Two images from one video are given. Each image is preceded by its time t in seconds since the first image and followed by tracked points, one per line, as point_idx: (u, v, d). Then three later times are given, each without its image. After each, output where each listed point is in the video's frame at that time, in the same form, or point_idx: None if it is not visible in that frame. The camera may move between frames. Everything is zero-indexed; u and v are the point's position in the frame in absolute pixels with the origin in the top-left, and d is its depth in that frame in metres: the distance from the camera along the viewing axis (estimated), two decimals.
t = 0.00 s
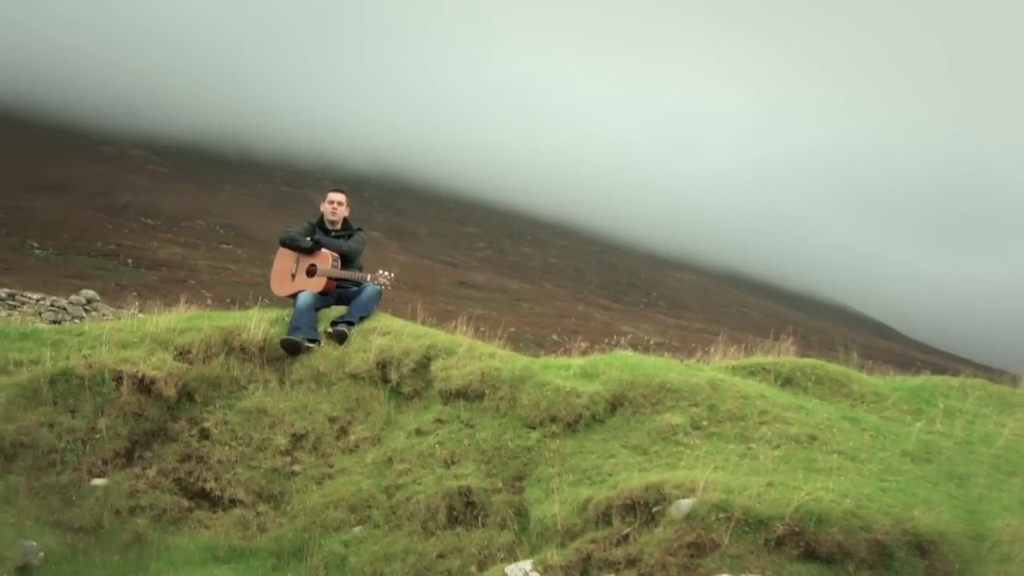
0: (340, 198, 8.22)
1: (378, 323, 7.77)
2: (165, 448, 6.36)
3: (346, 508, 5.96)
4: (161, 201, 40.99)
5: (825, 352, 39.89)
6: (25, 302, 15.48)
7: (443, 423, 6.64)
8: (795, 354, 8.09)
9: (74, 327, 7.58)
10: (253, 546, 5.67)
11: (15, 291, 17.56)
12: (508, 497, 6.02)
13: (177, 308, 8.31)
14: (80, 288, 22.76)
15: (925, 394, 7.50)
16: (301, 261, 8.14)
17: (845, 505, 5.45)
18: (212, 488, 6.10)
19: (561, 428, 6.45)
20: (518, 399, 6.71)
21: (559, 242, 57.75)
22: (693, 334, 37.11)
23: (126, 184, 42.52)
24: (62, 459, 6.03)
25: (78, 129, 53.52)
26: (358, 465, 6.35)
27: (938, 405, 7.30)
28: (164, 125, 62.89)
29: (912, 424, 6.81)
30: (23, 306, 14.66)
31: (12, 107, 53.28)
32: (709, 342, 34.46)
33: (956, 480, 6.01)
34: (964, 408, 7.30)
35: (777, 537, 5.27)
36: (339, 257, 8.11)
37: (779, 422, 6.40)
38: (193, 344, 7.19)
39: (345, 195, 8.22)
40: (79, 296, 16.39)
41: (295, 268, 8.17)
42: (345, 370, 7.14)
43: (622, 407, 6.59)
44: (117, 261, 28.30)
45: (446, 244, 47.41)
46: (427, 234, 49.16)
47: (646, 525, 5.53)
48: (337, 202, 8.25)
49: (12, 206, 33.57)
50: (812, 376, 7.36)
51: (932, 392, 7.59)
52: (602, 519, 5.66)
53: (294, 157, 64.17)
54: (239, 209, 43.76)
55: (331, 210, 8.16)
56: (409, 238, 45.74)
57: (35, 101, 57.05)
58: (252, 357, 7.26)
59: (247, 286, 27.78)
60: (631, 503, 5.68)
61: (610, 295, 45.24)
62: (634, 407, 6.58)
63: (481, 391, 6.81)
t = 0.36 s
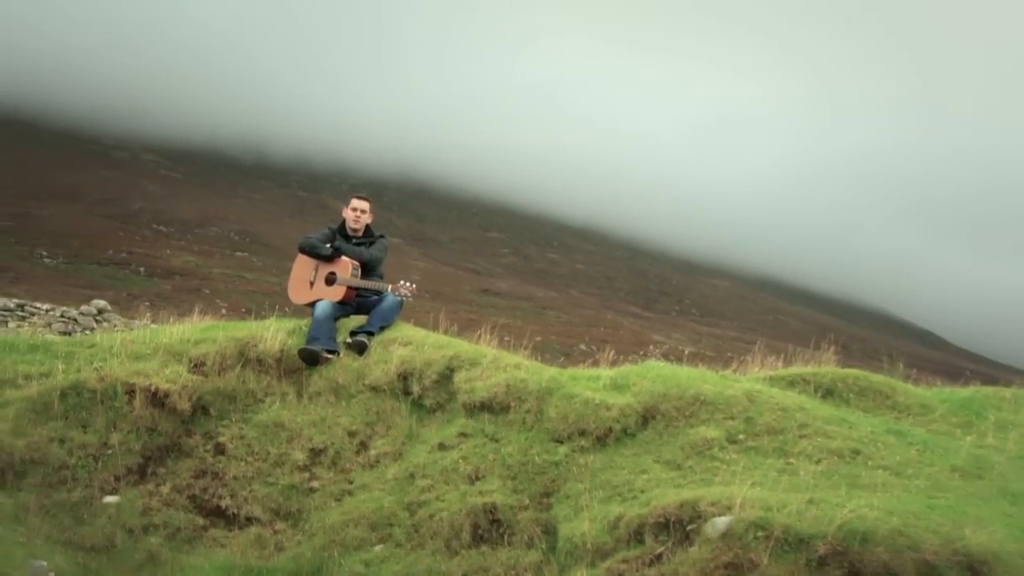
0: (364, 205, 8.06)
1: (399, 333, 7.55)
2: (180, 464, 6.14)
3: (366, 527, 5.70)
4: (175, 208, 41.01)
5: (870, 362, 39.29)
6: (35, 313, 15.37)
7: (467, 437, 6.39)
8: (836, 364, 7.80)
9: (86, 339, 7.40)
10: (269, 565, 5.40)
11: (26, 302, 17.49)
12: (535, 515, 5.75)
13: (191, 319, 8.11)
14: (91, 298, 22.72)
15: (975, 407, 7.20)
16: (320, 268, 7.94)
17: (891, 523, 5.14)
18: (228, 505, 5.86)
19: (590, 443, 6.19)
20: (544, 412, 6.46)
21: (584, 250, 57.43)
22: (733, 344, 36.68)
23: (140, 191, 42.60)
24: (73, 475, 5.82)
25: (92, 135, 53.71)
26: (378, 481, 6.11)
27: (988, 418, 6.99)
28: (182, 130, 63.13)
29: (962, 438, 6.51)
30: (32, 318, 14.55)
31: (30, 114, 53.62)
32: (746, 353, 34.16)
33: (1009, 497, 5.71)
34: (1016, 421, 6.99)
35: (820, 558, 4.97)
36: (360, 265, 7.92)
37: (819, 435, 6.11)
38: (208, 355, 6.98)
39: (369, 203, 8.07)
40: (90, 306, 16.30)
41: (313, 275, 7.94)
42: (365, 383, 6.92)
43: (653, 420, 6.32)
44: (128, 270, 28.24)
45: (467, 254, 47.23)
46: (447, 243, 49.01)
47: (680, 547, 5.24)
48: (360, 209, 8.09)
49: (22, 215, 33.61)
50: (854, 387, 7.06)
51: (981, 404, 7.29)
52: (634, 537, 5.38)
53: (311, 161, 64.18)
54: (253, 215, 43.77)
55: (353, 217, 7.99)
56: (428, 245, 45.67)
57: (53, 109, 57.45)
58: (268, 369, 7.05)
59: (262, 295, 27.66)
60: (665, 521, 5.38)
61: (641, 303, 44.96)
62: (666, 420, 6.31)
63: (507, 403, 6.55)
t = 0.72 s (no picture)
0: (385, 209, 7.92)
1: (424, 342, 7.33)
2: (199, 480, 5.94)
3: (392, 544, 5.46)
4: (191, 214, 41.06)
5: (920, 373, 38.97)
6: (48, 325, 15.29)
7: (496, 450, 6.15)
8: (883, 374, 7.51)
9: (101, 351, 7.21)
10: None
11: (41, 313, 17.39)
12: (568, 532, 5.49)
13: (208, 330, 7.91)
14: (107, 308, 22.69)
15: None
16: (342, 276, 7.74)
17: (946, 541, 4.83)
18: (248, 523, 5.64)
19: (624, 456, 5.94)
20: (575, 424, 6.21)
21: (613, 255, 57.05)
22: (773, 355, 36.21)
23: (156, 197, 42.66)
24: (89, 492, 5.63)
25: (110, 142, 53.93)
26: (403, 497, 5.87)
27: None
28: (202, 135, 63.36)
29: (1020, 452, 6.20)
30: (46, 330, 14.44)
31: (50, 121, 53.99)
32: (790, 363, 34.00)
33: None
34: None
35: None
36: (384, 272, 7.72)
37: (866, 448, 5.82)
38: (226, 367, 6.77)
39: (391, 206, 7.93)
40: (104, 317, 16.21)
41: (335, 283, 7.74)
42: (389, 395, 6.69)
43: (690, 433, 6.05)
44: (143, 278, 28.17)
45: (492, 263, 47.04)
46: (469, 249, 48.91)
47: (721, 567, 4.96)
48: (382, 213, 7.94)
49: (36, 223, 33.69)
50: (904, 399, 6.77)
51: None
52: (672, 556, 5.11)
53: (332, 164, 64.18)
54: (271, 220, 43.79)
55: (375, 221, 7.87)
56: (449, 251, 45.59)
57: (73, 116, 57.84)
58: (289, 381, 6.84)
59: (281, 303, 27.56)
60: (704, 540, 5.10)
61: (673, 311, 44.57)
62: (704, 432, 6.04)
63: (537, 415, 6.31)
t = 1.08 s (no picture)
0: (410, 212, 7.68)
1: (449, 350, 7.09)
2: (215, 494, 5.72)
3: (417, 562, 5.21)
4: (206, 218, 41.06)
5: (973, 380, 38.52)
6: (60, 333, 15.16)
7: (524, 462, 5.90)
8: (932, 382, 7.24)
9: (115, 361, 7.01)
10: None
11: (53, 321, 17.28)
12: (601, 550, 5.23)
13: (226, 338, 7.70)
14: (120, 316, 22.62)
15: None
16: (364, 282, 7.58)
17: (1003, 559, 4.52)
18: (267, 539, 5.41)
19: (660, 468, 5.67)
20: (608, 435, 5.95)
21: (645, 258, 56.62)
22: (818, 363, 35.65)
23: (170, 201, 42.67)
24: (102, 508, 5.42)
25: (126, 145, 54.06)
26: (429, 512, 5.63)
27: None
28: (223, 136, 63.49)
29: None
30: (58, 338, 14.30)
31: (70, 123, 54.30)
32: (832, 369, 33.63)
33: None
34: None
35: None
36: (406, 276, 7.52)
37: (917, 461, 5.53)
38: (244, 377, 6.56)
39: (416, 208, 7.69)
40: (117, 325, 16.09)
41: (356, 289, 7.60)
42: (413, 406, 6.45)
43: (728, 445, 5.78)
44: (157, 285, 28.13)
45: (519, 266, 46.82)
46: (495, 252, 48.81)
47: None
48: (405, 215, 7.70)
49: (47, 228, 33.71)
50: (956, 409, 6.50)
51: None
52: None
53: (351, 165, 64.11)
54: (288, 223, 43.76)
55: (399, 224, 7.65)
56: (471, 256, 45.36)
57: (93, 119, 58.15)
58: (309, 392, 6.62)
59: (299, 310, 27.43)
60: (746, 558, 4.82)
61: (710, 316, 44.16)
62: (743, 444, 5.77)
63: (566, 425, 6.07)
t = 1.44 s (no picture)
0: (419, 213, 7.44)
1: (467, 359, 6.86)
2: (223, 510, 5.50)
3: None
4: (212, 221, 40.92)
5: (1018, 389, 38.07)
6: (61, 342, 15.00)
7: (544, 476, 5.66)
8: (974, 391, 7.01)
9: (119, 371, 6.80)
10: None
11: (59, 330, 17.14)
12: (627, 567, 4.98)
13: (234, 347, 7.47)
14: (122, 324, 22.47)
15: None
16: (376, 288, 7.37)
17: None
18: (277, 557, 5.18)
19: (688, 482, 5.43)
20: (632, 447, 5.70)
21: (673, 262, 56.41)
22: (855, 372, 35.22)
23: (175, 204, 42.57)
24: (105, 524, 5.20)
25: (135, 146, 53.99)
26: (446, 528, 5.39)
27: None
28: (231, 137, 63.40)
29: None
30: (58, 348, 14.13)
31: (77, 125, 54.20)
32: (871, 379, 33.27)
33: None
34: None
35: None
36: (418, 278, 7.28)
37: (960, 475, 5.27)
38: (253, 388, 6.33)
39: (425, 209, 7.44)
40: (121, 333, 15.91)
41: (369, 296, 7.39)
42: (429, 417, 6.22)
43: (759, 458, 5.53)
44: (161, 292, 28.01)
45: (540, 270, 46.63)
46: (516, 256, 48.71)
47: None
48: (415, 217, 7.46)
49: (47, 232, 33.62)
50: (1003, 417, 6.29)
51: None
52: None
53: (362, 166, 63.95)
54: (298, 226, 43.62)
55: (408, 226, 7.41)
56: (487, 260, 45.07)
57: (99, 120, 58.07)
58: (321, 403, 6.39)
59: (309, 317, 27.26)
60: None
61: (739, 322, 43.84)
62: (776, 457, 5.51)
63: (589, 437, 5.82)
